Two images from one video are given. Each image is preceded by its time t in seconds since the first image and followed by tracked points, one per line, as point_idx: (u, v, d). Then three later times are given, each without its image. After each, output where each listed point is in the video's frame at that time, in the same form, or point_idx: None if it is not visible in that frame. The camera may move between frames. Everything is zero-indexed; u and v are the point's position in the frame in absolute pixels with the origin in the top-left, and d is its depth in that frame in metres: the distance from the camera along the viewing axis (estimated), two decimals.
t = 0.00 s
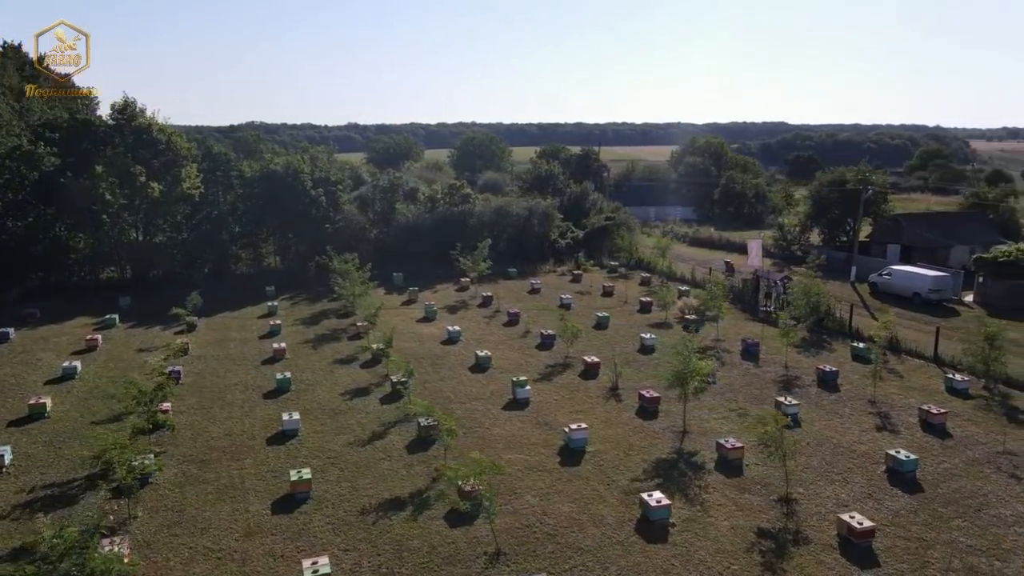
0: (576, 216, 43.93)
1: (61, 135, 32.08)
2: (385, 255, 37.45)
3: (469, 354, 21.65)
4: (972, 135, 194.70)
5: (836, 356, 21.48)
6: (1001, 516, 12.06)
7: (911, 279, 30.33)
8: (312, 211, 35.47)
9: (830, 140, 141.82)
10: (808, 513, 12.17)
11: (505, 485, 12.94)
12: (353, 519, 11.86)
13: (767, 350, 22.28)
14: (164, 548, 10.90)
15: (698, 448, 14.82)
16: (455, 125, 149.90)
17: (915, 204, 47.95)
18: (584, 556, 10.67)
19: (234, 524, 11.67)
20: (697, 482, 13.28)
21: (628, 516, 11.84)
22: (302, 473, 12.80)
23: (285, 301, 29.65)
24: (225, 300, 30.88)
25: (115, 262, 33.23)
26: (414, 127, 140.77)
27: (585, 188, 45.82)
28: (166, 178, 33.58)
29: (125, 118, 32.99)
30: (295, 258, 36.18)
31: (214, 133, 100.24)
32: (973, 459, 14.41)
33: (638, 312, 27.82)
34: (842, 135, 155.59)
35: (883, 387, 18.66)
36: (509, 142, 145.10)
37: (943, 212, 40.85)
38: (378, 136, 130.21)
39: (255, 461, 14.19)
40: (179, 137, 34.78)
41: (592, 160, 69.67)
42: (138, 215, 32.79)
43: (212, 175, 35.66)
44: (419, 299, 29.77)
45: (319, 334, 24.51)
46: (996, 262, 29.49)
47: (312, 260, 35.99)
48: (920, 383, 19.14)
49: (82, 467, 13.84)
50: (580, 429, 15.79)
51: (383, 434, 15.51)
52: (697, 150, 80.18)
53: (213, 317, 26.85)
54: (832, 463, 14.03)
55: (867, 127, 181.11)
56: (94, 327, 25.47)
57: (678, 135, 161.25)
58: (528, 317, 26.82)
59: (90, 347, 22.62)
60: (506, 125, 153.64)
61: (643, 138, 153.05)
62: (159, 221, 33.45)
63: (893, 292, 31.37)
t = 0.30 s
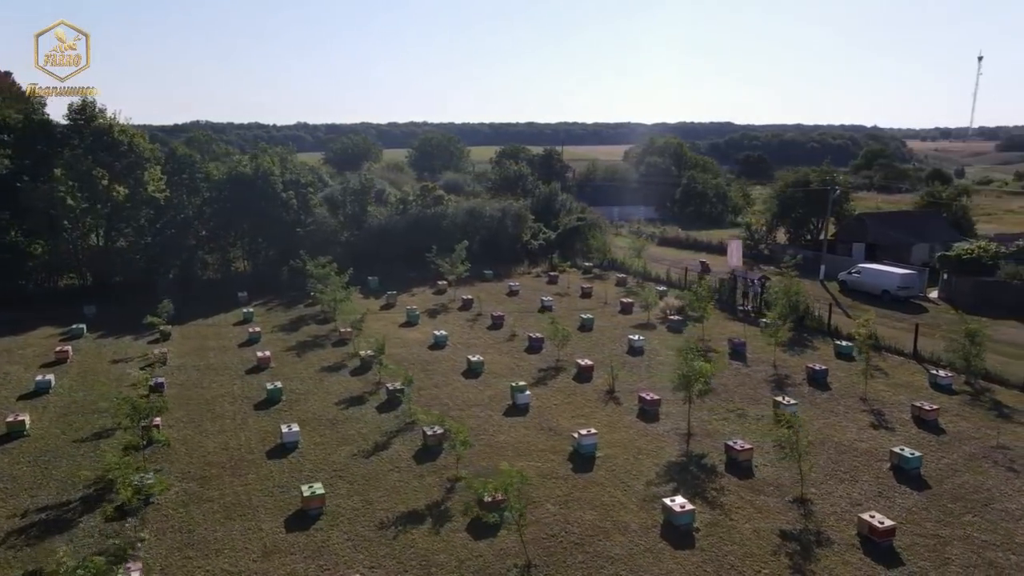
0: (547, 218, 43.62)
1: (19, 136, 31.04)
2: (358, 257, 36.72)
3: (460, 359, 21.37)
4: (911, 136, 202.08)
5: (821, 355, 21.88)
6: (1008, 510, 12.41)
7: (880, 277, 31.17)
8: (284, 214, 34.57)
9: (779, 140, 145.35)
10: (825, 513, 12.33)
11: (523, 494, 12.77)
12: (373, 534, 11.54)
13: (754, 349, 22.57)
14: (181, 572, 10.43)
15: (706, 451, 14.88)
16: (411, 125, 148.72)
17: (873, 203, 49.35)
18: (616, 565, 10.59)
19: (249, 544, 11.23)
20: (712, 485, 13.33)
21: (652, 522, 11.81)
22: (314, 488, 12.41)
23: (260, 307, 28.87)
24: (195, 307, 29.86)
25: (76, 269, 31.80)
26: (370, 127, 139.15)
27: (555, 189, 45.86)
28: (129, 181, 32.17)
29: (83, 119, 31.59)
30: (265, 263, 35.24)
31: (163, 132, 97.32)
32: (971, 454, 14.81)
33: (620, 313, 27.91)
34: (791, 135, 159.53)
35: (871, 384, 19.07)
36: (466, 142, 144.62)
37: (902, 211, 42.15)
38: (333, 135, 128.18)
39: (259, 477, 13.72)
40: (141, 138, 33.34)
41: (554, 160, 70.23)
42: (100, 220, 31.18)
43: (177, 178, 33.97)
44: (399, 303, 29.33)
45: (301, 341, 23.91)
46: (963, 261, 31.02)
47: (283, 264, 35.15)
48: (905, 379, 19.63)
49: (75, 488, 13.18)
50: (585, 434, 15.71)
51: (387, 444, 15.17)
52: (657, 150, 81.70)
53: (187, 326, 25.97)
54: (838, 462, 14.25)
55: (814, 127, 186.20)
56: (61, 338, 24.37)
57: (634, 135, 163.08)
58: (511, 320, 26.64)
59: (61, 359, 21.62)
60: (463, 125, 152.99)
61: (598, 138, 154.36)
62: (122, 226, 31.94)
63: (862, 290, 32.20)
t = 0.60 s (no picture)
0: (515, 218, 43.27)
1: None
2: (328, 261, 35.71)
3: (450, 365, 20.99)
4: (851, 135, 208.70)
5: (806, 353, 22.25)
6: (1017, 504, 12.75)
7: (848, 274, 31.95)
8: (251, 216, 33.49)
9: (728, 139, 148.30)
10: (845, 513, 12.45)
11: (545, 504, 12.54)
12: (399, 552, 11.14)
13: (740, 348, 22.82)
14: None
15: (716, 454, 14.92)
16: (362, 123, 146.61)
17: (830, 201, 50.68)
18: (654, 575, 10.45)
19: (271, 569, 10.70)
20: (729, 489, 13.33)
21: (679, 529, 11.73)
22: (330, 506, 11.93)
23: (231, 314, 27.88)
24: (163, 315, 28.68)
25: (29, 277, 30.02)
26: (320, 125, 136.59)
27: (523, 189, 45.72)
28: (86, 184, 30.84)
29: (35, 120, 30.32)
30: (231, 268, 34.06)
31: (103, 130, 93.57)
32: (969, 449, 15.21)
33: (601, 314, 27.90)
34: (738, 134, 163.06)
35: (861, 381, 19.47)
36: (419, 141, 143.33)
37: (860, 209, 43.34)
38: (283, 134, 125.47)
39: (265, 495, 13.14)
40: (97, 138, 31.70)
41: (514, 159, 70.08)
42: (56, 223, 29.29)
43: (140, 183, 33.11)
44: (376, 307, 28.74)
45: (282, 349, 23.18)
46: (926, 256, 31.94)
47: (251, 268, 34.09)
48: (891, 375, 20.10)
49: (70, 514, 12.36)
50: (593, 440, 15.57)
51: (394, 456, 14.73)
52: (615, 149, 82.45)
53: (156, 335, 24.88)
54: (847, 461, 14.45)
55: (758, 126, 190.80)
56: (23, 351, 23.04)
57: (586, 134, 164.24)
58: (494, 323, 26.36)
59: (26, 373, 20.41)
60: (415, 123, 151.52)
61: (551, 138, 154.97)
62: (79, 230, 30.19)
63: (830, 287, 32.96)
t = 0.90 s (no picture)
0: (489, 218, 42.94)
1: None
2: (301, 264, 34.93)
3: (442, 370, 20.64)
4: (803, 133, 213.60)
5: (792, 351, 22.52)
6: (1021, 498, 13.02)
7: (822, 271, 32.52)
8: (221, 219, 32.49)
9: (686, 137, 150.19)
10: (859, 513, 12.55)
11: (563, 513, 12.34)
12: (421, 567, 10.82)
13: (728, 347, 23.00)
14: None
15: (724, 456, 14.94)
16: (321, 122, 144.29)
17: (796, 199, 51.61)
18: None
19: None
20: (742, 491, 13.34)
21: (701, 534, 11.67)
22: (345, 521, 11.54)
23: (206, 320, 27.01)
24: (132, 322, 27.64)
25: None
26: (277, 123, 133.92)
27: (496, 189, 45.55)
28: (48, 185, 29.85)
29: None
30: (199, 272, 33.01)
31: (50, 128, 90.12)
32: (965, 444, 15.51)
33: (585, 314, 27.85)
34: (696, 133, 165.26)
35: (850, 378, 19.77)
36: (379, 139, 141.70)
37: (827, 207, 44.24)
38: (239, 132, 122.63)
39: (271, 510, 12.66)
40: (57, 137, 30.33)
41: (481, 158, 69.69)
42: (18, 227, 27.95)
43: (104, 183, 32.21)
44: (356, 310, 28.19)
45: (264, 356, 22.52)
46: (895, 254, 32.78)
47: (222, 272, 33.11)
48: (878, 372, 20.45)
49: (65, 536, 11.77)
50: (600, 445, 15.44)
51: (400, 466, 14.37)
52: (580, 148, 82.64)
53: (130, 343, 23.98)
54: (852, 458, 14.61)
55: (714, 125, 193.78)
56: None
57: (546, 133, 164.61)
58: (480, 325, 26.08)
59: None
60: (374, 121, 149.72)
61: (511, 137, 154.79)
62: (39, 233, 28.88)
63: (805, 284, 33.52)
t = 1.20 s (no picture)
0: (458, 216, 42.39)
1: None
2: (269, 267, 33.82)
3: (432, 375, 20.19)
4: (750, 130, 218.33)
5: (777, 348, 22.78)
6: None
7: (792, 268, 33.05)
8: (185, 220, 31.11)
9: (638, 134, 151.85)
10: (874, 511, 12.68)
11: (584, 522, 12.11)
12: None
13: (713, 346, 23.17)
14: None
15: (731, 457, 14.96)
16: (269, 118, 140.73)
17: (756, 195, 52.47)
18: None
19: None
20: (756, 493, 13.34)
21: (726, 540, 11.60)
22: (364, 539, 11.08)
23: (175, 327, 25.91)
24: (95, 330, 26.29)
25: None
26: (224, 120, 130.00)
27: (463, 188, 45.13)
28: None
29: None
30: (161, 276, 31.58)
31: None
32: (959, 438, 15.89)
33: (565, 314, 27.70)
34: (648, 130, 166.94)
35: (837, 374, 20.10)
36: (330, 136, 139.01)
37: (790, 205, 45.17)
38: (184, 128, 118.55)
39: (280, 530, 12.09)
40: (5, 136, 28.61)
41: (440, 156, 68.83)
42: None
43: (58, 184, 30.55)
44: (333, 315, 27.48)
45: (243, 364, 21.72)
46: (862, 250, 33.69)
47: (186, 276, 31.74)
48: (863, 367, 20.84)
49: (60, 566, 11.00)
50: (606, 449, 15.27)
51: (408, 477, 13.94)
52: (539, 145, 82.46)
53: (96, 354, 22.81)
54: (855, 455, 14.79)
55: (665, 123, 196.26)
56: None
57: (499, 130, 164.31)
58: (462, 327, 25.69)
59: None
60: (325, 118, 146.81)
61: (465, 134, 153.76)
62: None
63: (774, 280, 34.04)
